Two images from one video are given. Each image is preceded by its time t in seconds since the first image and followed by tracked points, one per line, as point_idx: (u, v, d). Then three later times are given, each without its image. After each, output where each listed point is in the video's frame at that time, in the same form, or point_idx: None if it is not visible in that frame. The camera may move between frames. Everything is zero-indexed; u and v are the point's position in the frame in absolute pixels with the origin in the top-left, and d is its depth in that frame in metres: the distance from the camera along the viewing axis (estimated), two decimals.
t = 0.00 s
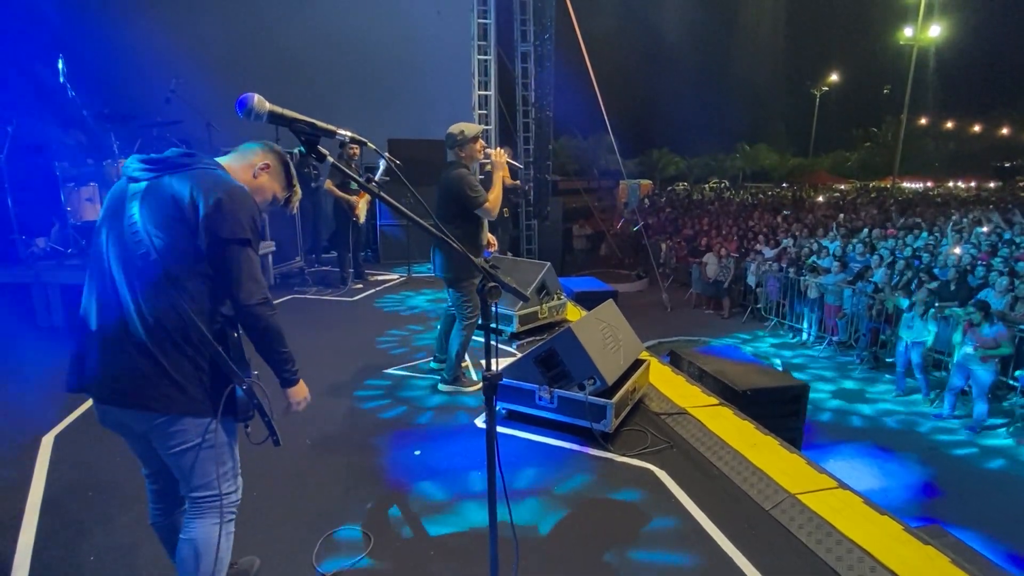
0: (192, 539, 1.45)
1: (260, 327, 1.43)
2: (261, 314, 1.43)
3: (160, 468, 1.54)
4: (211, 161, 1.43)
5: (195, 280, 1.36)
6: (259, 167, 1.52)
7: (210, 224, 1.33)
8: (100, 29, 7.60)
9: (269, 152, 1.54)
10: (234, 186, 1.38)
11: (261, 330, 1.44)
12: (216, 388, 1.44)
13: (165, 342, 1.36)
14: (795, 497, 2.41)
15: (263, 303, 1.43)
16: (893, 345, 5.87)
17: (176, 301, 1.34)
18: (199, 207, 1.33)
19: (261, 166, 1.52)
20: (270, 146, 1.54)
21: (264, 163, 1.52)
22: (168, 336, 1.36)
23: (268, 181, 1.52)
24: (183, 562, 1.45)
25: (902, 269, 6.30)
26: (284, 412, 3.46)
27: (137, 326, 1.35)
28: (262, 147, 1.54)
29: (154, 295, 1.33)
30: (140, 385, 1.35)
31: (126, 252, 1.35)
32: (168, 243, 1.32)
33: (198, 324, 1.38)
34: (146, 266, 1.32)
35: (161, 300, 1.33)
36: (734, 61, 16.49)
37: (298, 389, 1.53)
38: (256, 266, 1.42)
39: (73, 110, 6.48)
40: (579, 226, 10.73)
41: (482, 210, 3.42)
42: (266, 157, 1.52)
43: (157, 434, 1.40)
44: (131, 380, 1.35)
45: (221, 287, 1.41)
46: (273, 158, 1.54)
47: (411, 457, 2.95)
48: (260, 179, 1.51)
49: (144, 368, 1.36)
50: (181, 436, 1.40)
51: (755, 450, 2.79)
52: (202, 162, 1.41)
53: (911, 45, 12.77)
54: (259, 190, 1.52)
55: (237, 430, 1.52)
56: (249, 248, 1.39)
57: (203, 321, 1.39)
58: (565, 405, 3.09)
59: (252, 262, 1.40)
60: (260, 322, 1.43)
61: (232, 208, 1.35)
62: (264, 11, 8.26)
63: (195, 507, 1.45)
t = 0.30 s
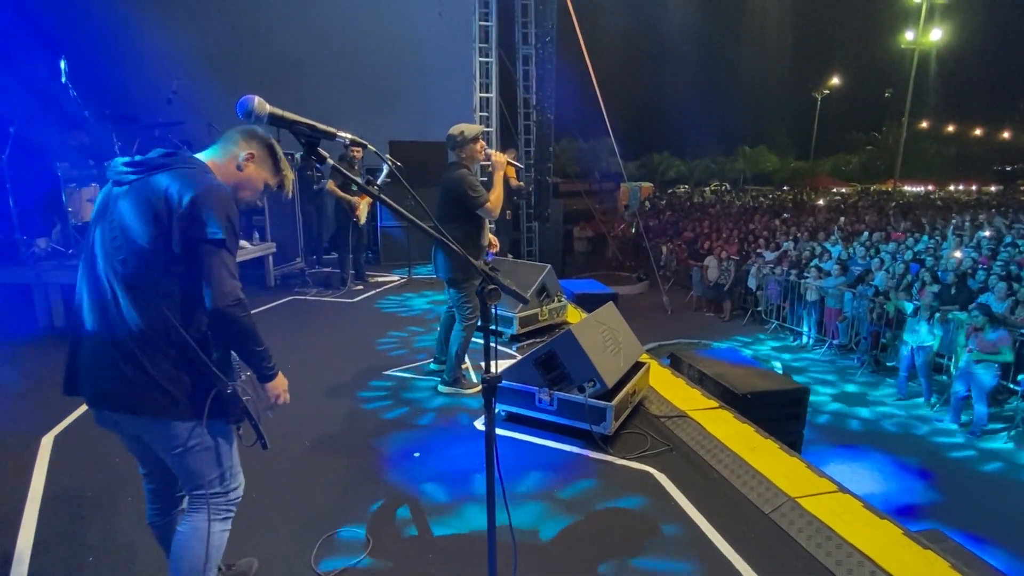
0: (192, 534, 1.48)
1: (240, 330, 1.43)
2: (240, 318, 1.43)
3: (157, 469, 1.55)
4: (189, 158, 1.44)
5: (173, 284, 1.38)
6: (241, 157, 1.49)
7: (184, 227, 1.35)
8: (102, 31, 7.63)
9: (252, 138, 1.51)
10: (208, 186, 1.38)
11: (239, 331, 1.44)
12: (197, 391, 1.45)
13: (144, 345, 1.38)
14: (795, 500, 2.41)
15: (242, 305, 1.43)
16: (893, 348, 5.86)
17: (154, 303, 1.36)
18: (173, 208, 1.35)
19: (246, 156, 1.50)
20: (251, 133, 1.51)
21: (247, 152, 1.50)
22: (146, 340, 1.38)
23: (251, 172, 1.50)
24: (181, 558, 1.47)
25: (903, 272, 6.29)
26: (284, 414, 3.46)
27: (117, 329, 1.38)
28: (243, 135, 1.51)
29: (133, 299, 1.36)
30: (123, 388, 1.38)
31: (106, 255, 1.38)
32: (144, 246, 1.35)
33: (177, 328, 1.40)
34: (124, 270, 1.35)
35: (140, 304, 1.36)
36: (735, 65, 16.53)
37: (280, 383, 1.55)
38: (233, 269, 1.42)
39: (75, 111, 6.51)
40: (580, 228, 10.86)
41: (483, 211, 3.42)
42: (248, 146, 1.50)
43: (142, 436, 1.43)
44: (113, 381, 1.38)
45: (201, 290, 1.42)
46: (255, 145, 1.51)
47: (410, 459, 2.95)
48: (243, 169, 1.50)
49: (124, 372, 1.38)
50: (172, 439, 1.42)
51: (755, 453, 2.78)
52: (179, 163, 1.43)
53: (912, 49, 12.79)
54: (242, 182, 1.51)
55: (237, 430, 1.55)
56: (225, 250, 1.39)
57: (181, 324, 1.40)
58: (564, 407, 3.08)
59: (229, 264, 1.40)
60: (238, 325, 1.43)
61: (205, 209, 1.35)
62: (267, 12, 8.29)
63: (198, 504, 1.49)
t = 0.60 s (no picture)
0: (158, 547, 1.58)
1: (229, 331, 1.52)
2: (228, 319, 1.50)
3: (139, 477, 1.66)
4: (168, 159, 1.48)
5: (157, 291, 1.44)
6: (203, 130, 1.54)
7: (166, 237, 1.40)
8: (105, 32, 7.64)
9: (198, 107, 1.52)
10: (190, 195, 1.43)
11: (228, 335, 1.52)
12: (180, 401, 1.51)
13: (129, 352, 1.44)
14: (797, 505, 2.40)
15: (231, 307, 1.51)
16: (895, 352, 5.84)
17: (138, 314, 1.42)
18: (155, 217, 1.40)
19: (208, 128, 1.54)
20: (196, 106, 1.52)
21: (209, 123, 1.54)
22: (131, 347, 1.44)
23: (222, 135, 1.57)
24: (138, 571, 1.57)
25: (903, 275, 6.27)
26: (285, 415, 3.46)
27: (101, 337, 1.43)
28: (186, 106, 1.51)
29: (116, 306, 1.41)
30: (108, 397, 1.44)
31: (89, 264, 1.43)
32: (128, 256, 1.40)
33: (158, 335, 1.45)
34: (108, 280, 1.40)
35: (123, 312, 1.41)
36: (738, 68, 16.51)
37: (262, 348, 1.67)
38: (219, 273, 1.49)
39: (76, 112, 6.51)
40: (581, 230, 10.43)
41: (484, 207, 3.41)
42: (200, 117, 1.53)
43: (128, 442, 1.49)
44: (99, 388, 1.44)
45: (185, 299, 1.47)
46: (207, 111, 1.53)
47: (409, 461, 2.94)
48: (216, 136, 1.56)
49: (110, 380, 1.44)
50: (151, 450, 1.51)
51: (756, 457, 2.78)
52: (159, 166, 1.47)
53: (915, 52, 12.77)
54: (223, 148, 1.59)
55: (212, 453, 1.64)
56: (211, 257, 1.46)
57: (166, 329, 1.47)
58: (565, 410, 3.08)
59: (215, 270, 1.47)
60: (226, 326, 1.51)
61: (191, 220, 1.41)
62: (269, 14, 8.31)
63: (168, 519, 1.59)
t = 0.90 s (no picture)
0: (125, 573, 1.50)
1: (195, 345, 1.36)
2: (192, 333, 1.35)
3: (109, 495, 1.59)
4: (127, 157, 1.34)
5: (115, 306, 1.30)
6: (165, 120, 1.50)
7: (120, 246, 1.27)
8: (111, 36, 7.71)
9: (157, 97, 1.48)
10: (145, 196, 1.28)
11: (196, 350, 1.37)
12: (155, 421, 1.40)
13: (95, 371, 1.34)
14: (800, 509, 2.40)
15: (192, 319, 1.34)
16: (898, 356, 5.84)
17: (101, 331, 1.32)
18: (110, 224, 1.27)
19: (169, 117, 1.50)
20: (153, 96, 1.47)
21: (169, 113, 1.50)
22: (97, 365, 1.34)
23: (186, 125, 1.52)
24: None
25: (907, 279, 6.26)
26: (288, 417, 3.47)
27: (67, 357, 1.34)
28: (145, 98, 1.47)
29: (79, 321, 1.31)
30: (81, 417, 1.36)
31: (51, 277, 1.33)
32: (84, 267, 1.28)
33: (123, 352, 1.34)
34: (68, 293, 1.30)
35: (86, 328, 1.32)
36: (740, 71, 16.54)
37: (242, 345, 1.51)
38: (183, 279, 1.34)
39: (81, 115, 6.55)
40: (584, 232, 10.35)
41: (486, 208, 3.42)
42: (160, 108, 1.49)
43: (107, 457, 1.43)
44: (69, 407, 1.37)
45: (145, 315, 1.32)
46: (167, 101, 1.49)
47: (412, 463, 2.94)
48: (180, 126, 1.51)
49: (80, 401, 1.36)
50: (125, 467, 1.44)
51: (760, 461, 2.77)
52: (119, 166, 1.33)
53: (918, 56, 12.77)
54: (189, 139, 1.55)
55: (182, 471, 1.56)
56: (170, 265, 1.30)
57: (127, 345, 1.34)
58: (567, 413, 3.08)
59: (176, 278, 1.32)
60: (190, 340, 1.35)
61: (145, 227, 1.27)
62: (273, 18, 8.38)
63: (139, 543, 1.51)
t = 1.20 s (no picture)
0: None
1: (144, 366, 1.24)
2: (138, 354, 1.22)
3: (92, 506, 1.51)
4: (82, 159, 1.26)
5: (60, 322, 1.20)
6: (121, 113, 1.34)
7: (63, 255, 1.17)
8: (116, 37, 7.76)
9: (109, 87, 1.32)
10: (90, 201, 1.18)
11: (147, 370, 1.25)
12: (115, 440, 1.31)
13: (48, 390, 1.25)
14: (804, 513, 2.38)
15: (136, 338, 1.21)
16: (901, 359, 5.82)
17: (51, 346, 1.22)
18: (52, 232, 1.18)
19: (126, 111, 1.34)
20: (105, 87, 1.32)
21: (123, 105, 1.33)
22: (48, 384, 1.25)
23: (145, 117, 1.36)
24: None
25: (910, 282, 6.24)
26: (291, 419, 3.47)
27: (21, 373, 1.26)
28: (97, 90, 1.31)
29: (29, 336, 1.23)
30: (39, 435, 1.28)
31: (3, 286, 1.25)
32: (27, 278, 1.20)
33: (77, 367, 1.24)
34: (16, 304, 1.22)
35: (36, 343, 1.23)
36: (743, 73, 16.55)
37: (205, 370, 1.43)
38: (131, 294, 1.22)
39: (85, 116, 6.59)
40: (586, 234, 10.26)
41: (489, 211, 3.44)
42: (114, 99, 1.33)
43: (71, 473, 1.34)
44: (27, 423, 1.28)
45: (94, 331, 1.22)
46: (122, 91, 1.33)
47: (415, 466, 2.93)
48: (138, 119, 1.36)
49: (34, 418, 1.27)
50: (90, 483, 1.34)
51: (763, 465, 2.77)
52: (71, 168, 1.24)
53: (921, 58, 12.77)
54: (151, 131, 1.39)
55: (157, 487, 1.44)
56: (113, 278, 1.19)
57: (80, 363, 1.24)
58: (571, 416, 3.08)
59: (122, 292, 1.20)
60: (136, 361, 1.23)
61: (90, 236, 1.17)
62: (278, 20, 8.41)
63: (108, 566, 1.41)
